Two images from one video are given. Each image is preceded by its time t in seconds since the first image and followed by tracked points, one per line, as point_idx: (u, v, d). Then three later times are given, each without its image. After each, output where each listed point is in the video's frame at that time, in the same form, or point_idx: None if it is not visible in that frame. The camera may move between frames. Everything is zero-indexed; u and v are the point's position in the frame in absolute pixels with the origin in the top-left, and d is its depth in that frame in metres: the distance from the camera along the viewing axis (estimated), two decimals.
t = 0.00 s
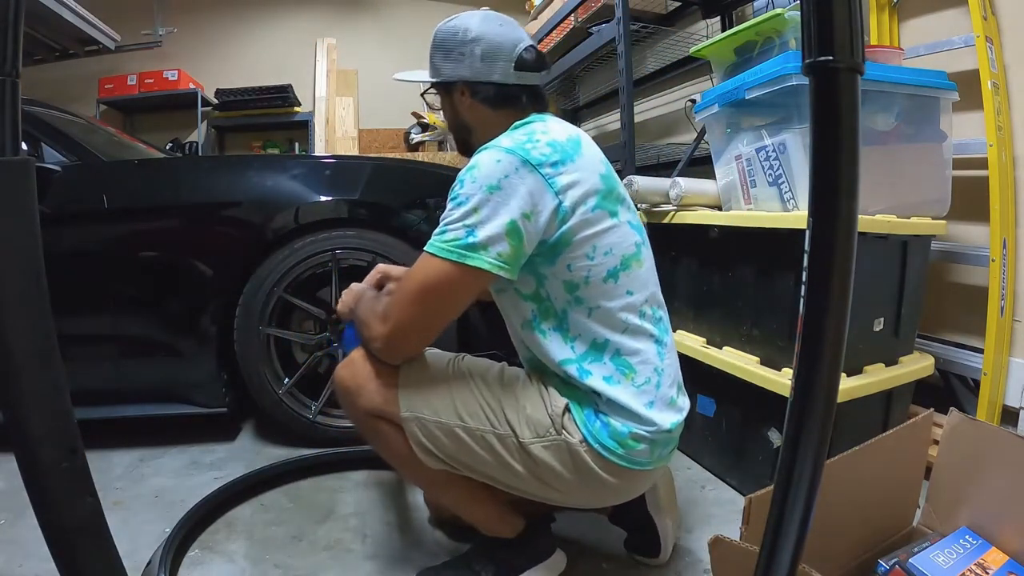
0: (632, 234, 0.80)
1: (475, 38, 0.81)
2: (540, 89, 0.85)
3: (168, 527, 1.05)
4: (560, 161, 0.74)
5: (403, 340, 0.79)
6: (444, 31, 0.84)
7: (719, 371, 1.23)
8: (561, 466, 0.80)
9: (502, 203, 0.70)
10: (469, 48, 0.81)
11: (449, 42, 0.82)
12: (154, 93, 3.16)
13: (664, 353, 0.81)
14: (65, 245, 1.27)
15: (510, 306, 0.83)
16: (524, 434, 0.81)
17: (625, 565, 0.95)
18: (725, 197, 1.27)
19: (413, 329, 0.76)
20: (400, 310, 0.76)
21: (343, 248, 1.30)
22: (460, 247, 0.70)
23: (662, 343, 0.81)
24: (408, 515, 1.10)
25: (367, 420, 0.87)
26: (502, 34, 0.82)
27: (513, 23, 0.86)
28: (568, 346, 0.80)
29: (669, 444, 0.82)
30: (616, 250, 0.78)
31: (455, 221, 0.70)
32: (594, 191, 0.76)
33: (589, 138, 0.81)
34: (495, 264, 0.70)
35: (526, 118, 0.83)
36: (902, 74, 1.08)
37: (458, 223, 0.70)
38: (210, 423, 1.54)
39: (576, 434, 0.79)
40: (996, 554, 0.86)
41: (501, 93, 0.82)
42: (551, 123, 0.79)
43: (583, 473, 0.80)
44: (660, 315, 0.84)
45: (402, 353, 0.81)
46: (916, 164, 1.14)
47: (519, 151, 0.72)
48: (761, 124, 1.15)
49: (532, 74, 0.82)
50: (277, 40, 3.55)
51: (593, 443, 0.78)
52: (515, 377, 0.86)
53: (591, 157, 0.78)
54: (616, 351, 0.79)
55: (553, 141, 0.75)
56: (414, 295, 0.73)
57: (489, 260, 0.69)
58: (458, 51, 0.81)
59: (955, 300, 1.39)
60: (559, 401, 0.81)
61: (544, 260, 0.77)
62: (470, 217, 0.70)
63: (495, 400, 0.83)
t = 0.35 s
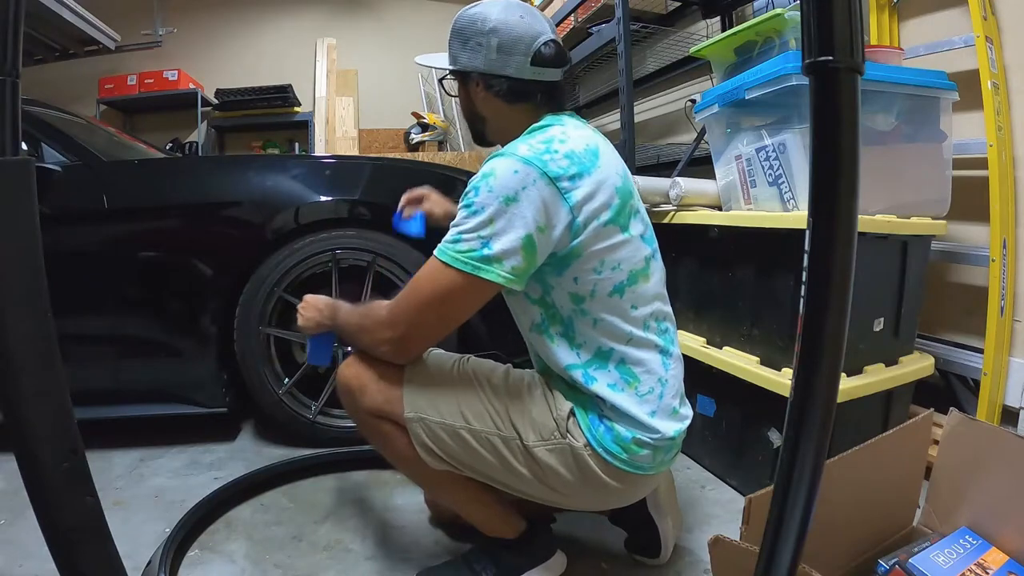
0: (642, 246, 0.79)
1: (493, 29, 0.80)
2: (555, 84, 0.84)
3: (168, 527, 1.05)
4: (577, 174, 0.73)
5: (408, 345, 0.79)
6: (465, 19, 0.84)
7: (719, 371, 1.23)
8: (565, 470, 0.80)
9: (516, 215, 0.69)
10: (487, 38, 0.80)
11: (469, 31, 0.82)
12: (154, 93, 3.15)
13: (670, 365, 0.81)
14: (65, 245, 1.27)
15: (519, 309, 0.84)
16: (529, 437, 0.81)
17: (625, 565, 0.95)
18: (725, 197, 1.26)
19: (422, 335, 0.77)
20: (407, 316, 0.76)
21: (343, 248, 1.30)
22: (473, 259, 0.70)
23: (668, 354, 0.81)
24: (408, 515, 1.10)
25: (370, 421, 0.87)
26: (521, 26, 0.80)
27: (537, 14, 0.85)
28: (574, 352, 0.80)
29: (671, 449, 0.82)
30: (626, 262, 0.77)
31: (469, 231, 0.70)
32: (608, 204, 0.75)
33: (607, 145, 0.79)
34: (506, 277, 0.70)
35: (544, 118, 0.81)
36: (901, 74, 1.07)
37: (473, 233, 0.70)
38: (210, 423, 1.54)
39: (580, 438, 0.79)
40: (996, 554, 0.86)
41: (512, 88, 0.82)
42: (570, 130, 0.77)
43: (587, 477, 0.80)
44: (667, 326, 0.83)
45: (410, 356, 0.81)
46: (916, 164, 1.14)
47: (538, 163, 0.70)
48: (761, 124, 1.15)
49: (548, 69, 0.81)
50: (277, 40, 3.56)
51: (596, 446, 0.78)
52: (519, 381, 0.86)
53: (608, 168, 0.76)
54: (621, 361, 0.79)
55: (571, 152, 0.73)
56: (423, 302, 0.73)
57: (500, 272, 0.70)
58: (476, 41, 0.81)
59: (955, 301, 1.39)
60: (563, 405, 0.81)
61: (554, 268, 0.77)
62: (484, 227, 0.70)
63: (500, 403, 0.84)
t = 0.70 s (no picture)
0: (629, 249, 0.78)
1: (478, 31, 0.80)
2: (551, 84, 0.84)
3: (168, 527, 1.05)
4: (557, 178, 0.72)
5: (396, 346, 0.79)
6: (451, 22, 0.84)
7: (719, 371, 1.23)
8: (553, 473, 0.80)
9: (494, 221, 0.69)
10: (471, 41, 0.81)
11: (454, 34, 0.82)
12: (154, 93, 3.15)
13: (659, 366, 0.80)
14: (65, 245, 1.27)
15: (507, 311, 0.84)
16: (517, 439, 0.81)
17: (625, 565, 0.95)
18: (725, 197, 1.26)
19: (409, 338, 0.77)
20: (394, 318, 0.76)
21: (343, 248, 1.30)
22: (453, 263, 0.70)
23: (657, 355, 0.80)
24: (408, 515, 1.10)
25: (362, 421, 0.88)
26: (506, 28, 0.80)
27: (524, 14, 0.84)
28: (560, 354, 0.80)
29: (662, 452, 0.81)
30: (609, 265, 0.76)
31: (448, 235, 0.70)
32: (589, 209, 0.73)
33: (591, 148, 0.77)
34: (485, 281, 0.70)
35: (532, 121, 0.80)
36: (902, 74, 1.07)
37: (453, 237, 0.70)
38: (210, 423, 1.54)
39: (567, 440, 0.79)
40: (996, 554, 0.86)
41: (496, 90, 0.82)
42: (553, 134, 0.76)
43: (575, 480, 0.80)
44: (656, 328, 0.82)
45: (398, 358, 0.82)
46: (916, 164, 1.14)
47: (516, 168, 0.70)
48: (761, 124, 1.15)
49: (533, 70, 0.81)
50: (278, 40, 3.56)
51: (584, 449, 0.78)
52: (508, 383, 0.86)
53: (591, 170, 0.75)
54: (606, 363, 0.79)
55: (551, 156, 0.72)
56: (408, 306, 0.74)
57: (480, 277, 0.70)
58: (462, 44, 0.81)
59: (955, 300, 1.39)
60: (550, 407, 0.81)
61: (538, 271, 0.77)
62: (463, 232, 0.70)
63: (489, 405, 0.84)
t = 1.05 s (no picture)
0: (596, 235, 0.78)
1: (447, 35, 0.80)
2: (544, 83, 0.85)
3: (168, 527, 1.05)
4: (519, 169, 0.72)
5: (374, 345, 0.79)
6: (423, 27, 0.84)
7: (719, 371, 1.23)
8: (536, 461, 0.80)
9: (459, 213, 0.69)
10: (441, 45, 0.81)
11: (426, 39, 0.83)
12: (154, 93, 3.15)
13: (635, 345, 0.80)
14: (65, 245, 1.27)
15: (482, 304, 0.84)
16: (498, 430, 0.81)
17: (625, 565, 0.95)
18: (725, 197, 1.26)
19: (385, 337, 0.78)
20: (369, 317, 0.76)
21: (343, 248, 1.30)
22: (422, 257, 0.70)
23: (632, 335, 0.81)
24: (407, 515, 1.10)
25: (347, 424, 0.87)
26: (473, 31, 0.80)
27: (495, 17, 0.84)
28: (537, 342, 0.80)
29: (645, 433, 0.81)
30: (578, 251, 0.76)
31: (416, 231, 0.71)
32: (553, 197, 0.74)
33: (554, 139, 0.78)
34: (454, 273, 0.70)
35: (496, 120, 0.81)
36: (902, 74, 1.07)
37: (420, 233, 0.71)
38: (210, 422, 1.54)
39: (547, 428, 0.79)
40: (996, 554, 0.86)
41: (467, 93, 0.82)
42: (514, 129, 0.76)
43: (559, 468, 0.80)
44: (630, 309, 0.82)
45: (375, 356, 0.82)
46: (916, 164, 1.14)
47: (477, 163, 0.70)
48: (761, 124, 1.15)
49: (502, 72, 0.81)
50: (278, 39, 3.56)
51: (564, 436, 0.78)
52: (487, 375, 0.86)
53: (553, 158, 0.75)
54: (582, 347, 0.79)
55: (512, 149, 0.72)
56: (382, 304, 0.74)
57: (449, 269, 0.70)
58: (432, 49, 0.82)
59: (955, 300, 1.39)
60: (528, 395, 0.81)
61: (510, 262, 0.77)
62: (430, 227, 0.70)
63: (469, 398, 0.84)
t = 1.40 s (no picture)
0: (590, 234, 0.78)
1: (437, 38, 0.81)
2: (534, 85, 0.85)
3: (168, 527, 1.05)
4: (510, 172, 0.71)
5: (370, 347, 0.79)
6: (414, 29, 0.84)
7: (719, 371, 1.23)
8: (532, 460, 0.80)
9: (451, 217, 0.69)
10: (430, 47, 0.81)
11: (416, 42, 0.83)
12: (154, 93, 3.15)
13: (631, 343, 0.80)
14: (65, 244, 1.27)
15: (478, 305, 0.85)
16: (494, 428, 0.81)
17: (625, 565, 0.95)
18: (725, 197, 1.26)
19: (380, 340, 0.78)
20: (365, 319, 0.76)
21: (343, 248, 1.30)
22: (415, 262, 0.70)
23: (629, 331, 0.81)
24: (407, 515, 1.10)
25: (346, 424, 0.88)
26: (463, 33, 0.80)
27: (486, 18, 0.84)
28: (533, 343, 0.81)
29: (640, 430, 0.81)
30: (573, 251, 0.76)
31: (408, 235, 0.70)
32: (545, 199, 0.73)
33: (546, 139, 0.77)
34: (448, 277, 0.71)
35: (488, 121, 0.81)
36: (902, 74, 1.07)
37: (412, 237, 0.70)
38: (210, 422, 1.54)
39: (543, 426, 0.79)
40: (996, 554, 0.86)
41: (457, 95, 0.82)
42: (505, 130, 0.75)
43: (555, 466, 0.80)
44: (626, 306, 0.82)
45: (372, 359, 0.81)
46: (916, 164, 1.14)
47: (468, 166, 0.70)
48: (761, 124, 1.15)
49: (492, 73, 0.81)
50: (278, 40, 3.56)
51: (559, 434, 0.78)
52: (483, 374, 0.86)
53: (544, 159, 0.74)
54: (578, 346, 0.79)
55: (503, 152, 0.72)
56: (377, 305, 0.74)
57: (441, 274, 0.70)
58: (422, 51, 0.82)
59: (955, 300, 1.39)
60: (524, 394, 0.81)
61: (504, 264, 0.77)
62: (422, 231, 0.70)
63: (465, 397, 0.84)
